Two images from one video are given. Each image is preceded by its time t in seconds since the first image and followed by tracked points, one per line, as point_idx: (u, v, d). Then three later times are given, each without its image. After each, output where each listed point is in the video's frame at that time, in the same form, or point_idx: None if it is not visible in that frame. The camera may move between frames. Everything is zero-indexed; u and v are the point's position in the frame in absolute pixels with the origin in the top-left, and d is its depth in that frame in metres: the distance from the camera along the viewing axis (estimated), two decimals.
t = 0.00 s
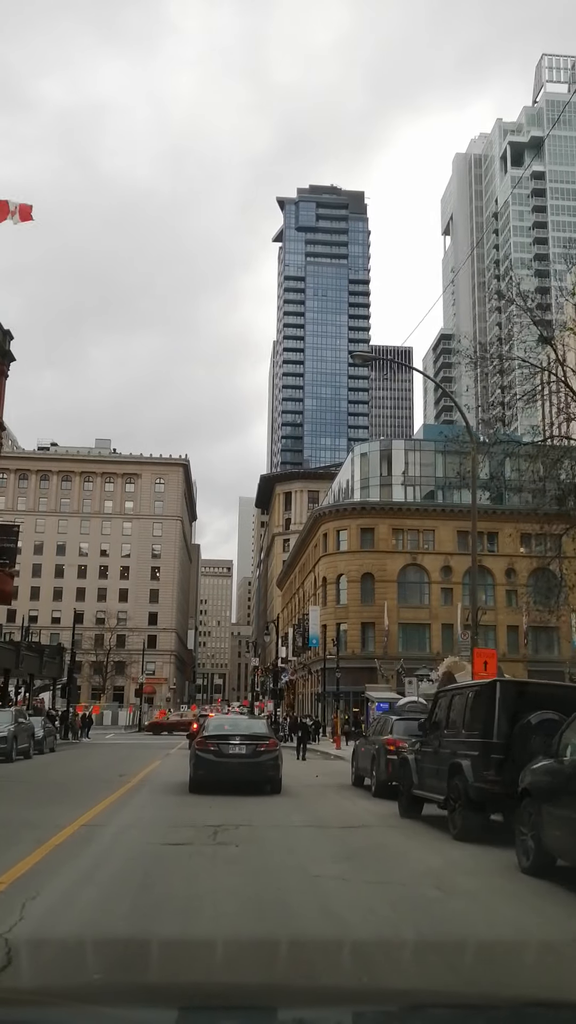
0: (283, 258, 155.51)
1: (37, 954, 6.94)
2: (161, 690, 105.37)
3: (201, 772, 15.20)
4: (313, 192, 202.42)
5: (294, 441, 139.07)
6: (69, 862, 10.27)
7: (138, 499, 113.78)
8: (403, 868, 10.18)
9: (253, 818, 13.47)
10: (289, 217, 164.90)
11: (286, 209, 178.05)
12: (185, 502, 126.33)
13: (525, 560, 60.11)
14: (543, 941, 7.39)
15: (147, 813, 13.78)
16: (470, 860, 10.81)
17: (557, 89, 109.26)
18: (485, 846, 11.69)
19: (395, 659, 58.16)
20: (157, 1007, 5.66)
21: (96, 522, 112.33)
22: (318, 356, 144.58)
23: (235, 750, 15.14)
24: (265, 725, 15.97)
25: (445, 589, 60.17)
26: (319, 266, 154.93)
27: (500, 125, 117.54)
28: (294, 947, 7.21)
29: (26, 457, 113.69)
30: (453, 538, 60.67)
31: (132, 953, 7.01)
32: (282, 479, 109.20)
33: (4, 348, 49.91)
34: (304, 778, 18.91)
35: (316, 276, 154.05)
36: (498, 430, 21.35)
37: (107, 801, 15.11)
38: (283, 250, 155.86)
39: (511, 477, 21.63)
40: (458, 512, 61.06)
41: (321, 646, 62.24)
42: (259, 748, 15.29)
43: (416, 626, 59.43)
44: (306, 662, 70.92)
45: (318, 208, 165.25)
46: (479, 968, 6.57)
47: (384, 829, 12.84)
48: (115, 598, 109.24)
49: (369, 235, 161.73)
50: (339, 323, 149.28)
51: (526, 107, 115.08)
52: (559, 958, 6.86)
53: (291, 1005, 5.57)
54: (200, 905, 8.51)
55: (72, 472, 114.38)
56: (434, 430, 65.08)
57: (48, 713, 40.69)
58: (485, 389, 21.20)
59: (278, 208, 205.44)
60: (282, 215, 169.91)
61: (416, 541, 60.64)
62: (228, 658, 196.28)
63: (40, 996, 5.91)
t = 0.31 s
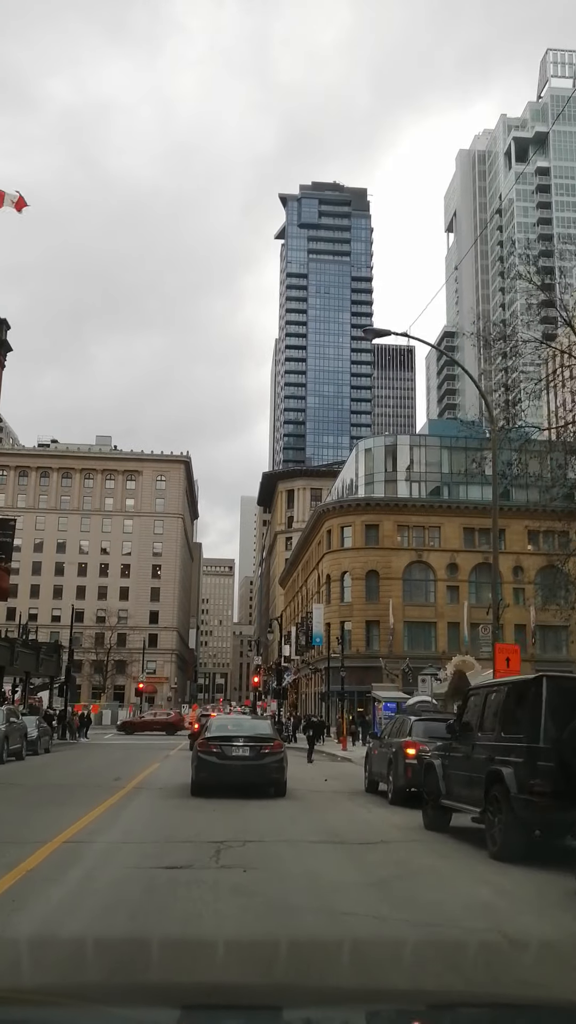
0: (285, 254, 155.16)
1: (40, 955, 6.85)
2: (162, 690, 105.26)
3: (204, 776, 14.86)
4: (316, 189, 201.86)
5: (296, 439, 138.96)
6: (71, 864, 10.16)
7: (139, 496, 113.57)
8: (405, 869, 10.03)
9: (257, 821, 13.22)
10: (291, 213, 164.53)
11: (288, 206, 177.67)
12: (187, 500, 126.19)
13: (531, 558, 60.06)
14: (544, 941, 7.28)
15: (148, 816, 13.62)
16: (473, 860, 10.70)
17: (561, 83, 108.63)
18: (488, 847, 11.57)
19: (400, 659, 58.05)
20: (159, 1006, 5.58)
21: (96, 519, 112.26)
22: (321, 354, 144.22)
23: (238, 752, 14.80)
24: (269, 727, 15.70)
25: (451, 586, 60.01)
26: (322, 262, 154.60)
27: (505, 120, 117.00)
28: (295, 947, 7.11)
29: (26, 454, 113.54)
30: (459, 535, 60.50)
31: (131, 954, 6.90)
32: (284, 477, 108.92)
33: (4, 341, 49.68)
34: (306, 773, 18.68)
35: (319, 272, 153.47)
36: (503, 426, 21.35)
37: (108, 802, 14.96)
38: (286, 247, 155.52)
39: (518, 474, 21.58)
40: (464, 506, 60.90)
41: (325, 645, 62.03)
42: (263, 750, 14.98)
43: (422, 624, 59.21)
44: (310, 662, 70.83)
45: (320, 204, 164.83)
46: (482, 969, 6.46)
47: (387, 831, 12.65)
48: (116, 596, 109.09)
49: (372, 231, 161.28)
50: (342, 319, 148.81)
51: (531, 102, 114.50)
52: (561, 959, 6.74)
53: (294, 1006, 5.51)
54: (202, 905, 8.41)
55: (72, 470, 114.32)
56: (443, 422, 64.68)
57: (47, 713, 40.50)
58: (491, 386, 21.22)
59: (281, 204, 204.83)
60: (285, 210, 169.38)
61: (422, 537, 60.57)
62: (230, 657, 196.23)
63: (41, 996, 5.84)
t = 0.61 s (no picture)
0: (286, 250, 155.00)
1: (41, 953, 6.75)
2: (161, 689, 105.05)
3: (205, 779, 14.49)
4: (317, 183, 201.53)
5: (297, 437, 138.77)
6: (73, 863, 10.04)
7: (139, 494, 113.39)
8: (405, 868, 9.96)
9: (259, 823, 12.99)
10: (291, 209, 164.27)
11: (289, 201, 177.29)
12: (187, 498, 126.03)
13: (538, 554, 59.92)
14: (544, 939, 7.23)
15: (148, 817, 13.48)
16: (474, 861, 10.62)
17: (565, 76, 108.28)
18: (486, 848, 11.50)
19: (404, 657, 57.84)
20: (161, 1005, 5.52)
21: (96, 516, 112.07)
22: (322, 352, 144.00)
23: (240, 753, 14.44)
24: (271, 728, 15.32)
25: (456, 584, 59.96)
26: (323, 259, 154.45)
27: (509, 115, 117.10)
28: (295, 945, 7.00)
29: (25, 451, 113.30)
30: (465, 532, 60.47)
31: (132, 950, 6.83)
32: (285, 474, 108.78)
33: None
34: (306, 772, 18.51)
35: (320, 269, 153.15)
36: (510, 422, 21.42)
37: (109, 803, 14.89)
38: (287, 243, 155.26)
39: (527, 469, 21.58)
40: (470, 502, 60.95)
41: (327, 643, 61.83)
42: (266, 750, 14.59)
43: (426, 622, 59.05)
44: (311, 661, 70.83)
45: (321, 200, 164.58)
46: (484, 967, 6.40)
47: (389, 831, 12.52)
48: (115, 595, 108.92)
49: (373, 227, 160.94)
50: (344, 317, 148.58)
51: (535, 96, 114.20)
52: (559, 957, 6.68)
53: (302, 1004, 5.45)
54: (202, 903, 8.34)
55: (72, 467, 114.14)
56: (448, 417, 64.60)
57: (43, 712, 40.23)
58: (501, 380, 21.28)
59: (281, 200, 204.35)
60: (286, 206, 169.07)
61: (427, 534, 60.47)
62: (230, 657, 196.18)
63: (44, 994, 5.76)
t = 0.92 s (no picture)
0: (289, 246, 154.78)
1: (42, 954, 6.65)
2: (163, 687, 104.94)
3: (208, 779, 14.00)
4: (320, 178, 201.07)
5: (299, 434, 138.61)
6: (75, 862, 9.98)
7: (140, 490, 113.22)
8: (408, 868, 9.86)
9: (260, 824, 12.79)
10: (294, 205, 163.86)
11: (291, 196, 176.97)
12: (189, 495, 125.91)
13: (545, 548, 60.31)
14: (546, 941, 7.13)
15: (150, 817, 13.29)
16: (477, 861, 10.52)
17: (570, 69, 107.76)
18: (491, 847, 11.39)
19: (410, 655, 57.72)
20: (162, 1006, 5.43)
21: (97, 513, 111.98)
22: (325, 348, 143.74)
23: (244, 753, 13.97)
24: (277, 726, 14.86)
25: (463, 579, 59.66)
26: (326, 254, 154.24)
27: (513, 108, 116.77)
28: (298, 945, 6.91)
29: (26, 447, 113.20)
30: (472, 526, 60.13)
31: (133, 950, 6.76)
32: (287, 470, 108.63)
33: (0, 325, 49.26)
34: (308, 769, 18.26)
35: (322, 264, 152.95)
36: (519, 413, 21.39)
37: (111, 803, 14.80)
38: (289, 239, 155.01)
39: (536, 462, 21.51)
40: (477, 496, 60.57)
41: (333, 640, 61.73)
42: (271, 750, 14.12)
43: (433, 619, 59.01)
44: (315, 659, 70.77)
45: (324, 195, 164.27)
46: (488, 970, 6.31)
47: (393, 831, 12.35)
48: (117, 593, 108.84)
49: (376, 222, 160.64)
50: (347, 312, 148.26)
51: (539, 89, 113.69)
52: (562, 959, 6.61)
53: (307, 1006, 5.39)
54: (204, 902, 8.27)
55: (73, 463, 114.01)
56: (455, 410, 64.36)
57: (42, 710, 40.07)
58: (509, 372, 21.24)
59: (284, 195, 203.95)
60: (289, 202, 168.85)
61: (433, 529, 60.19)
62: (232, 655, 196.17)
63: (47, 994, 5.68)
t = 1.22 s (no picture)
0: (289, 244, 154.75)
1: (43, 954, 6.58)
2: (162, 688, 104.70)
3: (208, 779, 13.84)
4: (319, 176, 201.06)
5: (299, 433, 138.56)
6: (75, 861, 9.89)
7: (139, 489, 113.02)
8: (407, 868, 9.81)
9: (261, 825, 12.68)
10: (294, 203, 163.79)
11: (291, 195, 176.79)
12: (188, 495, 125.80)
13: (549, 546, 60.26)
14: (545, 942, 7.06)
15: (150, 817, 13.18)
16: (477, 861, 10.46)
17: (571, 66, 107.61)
18: (492, 848, 11.30)
19: (412, 655, 57.50)
20: (162, 1007, 5.36)
21: (95, 512, 111.79)
22: (325, 347, 143.71)
23: (246, 753, 13.84)
24: (279, 726, 14.73)
25: (467, 578, 59.53)
26: (326, 252, 154.25)
27: (514, 105, 116.89)
28: (297, 945, 6.84)
29: (23, 446, 112.97)
30: (475, 524, 59.99)
31: (134, 950, 6.69)
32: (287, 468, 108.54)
33: None
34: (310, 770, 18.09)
35: (322, 262, 152.90)
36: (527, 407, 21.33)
37: (110, 803, 14.72)
38: (289, 237, 154.97)
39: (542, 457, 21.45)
40: (481, 493, 60.39)
41: (334, 639, 61.53)
42: (273, 751, 13.97)
43: (436, 618, 58.85)
44: (316, 659, 70.81)
45: (324, 194, 164.24)
46: (487, 971, 6.26)
47: (394, 832, 12.23)
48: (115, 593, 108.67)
49: (377, 221, 160.59)
50: (347, 311, 148.26)
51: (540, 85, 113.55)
52: (561, 959, 6.54)
53: (310, 1007, 5.35)
54: (204, 902, 8.21)
55: (71, 462, 113.79)
56: (457, 407, 64.43)
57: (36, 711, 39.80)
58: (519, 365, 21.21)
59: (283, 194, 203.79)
60: (289, 200, 168.82)
61: (436, 526, 60.08)
62: (231, 655, 196.11)
63: (47, 995, 5.61)
